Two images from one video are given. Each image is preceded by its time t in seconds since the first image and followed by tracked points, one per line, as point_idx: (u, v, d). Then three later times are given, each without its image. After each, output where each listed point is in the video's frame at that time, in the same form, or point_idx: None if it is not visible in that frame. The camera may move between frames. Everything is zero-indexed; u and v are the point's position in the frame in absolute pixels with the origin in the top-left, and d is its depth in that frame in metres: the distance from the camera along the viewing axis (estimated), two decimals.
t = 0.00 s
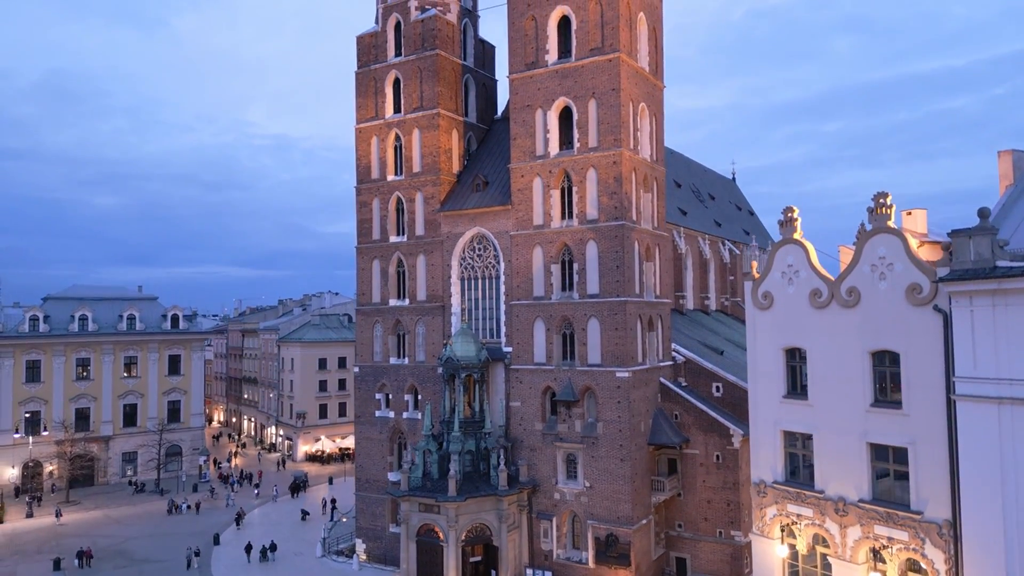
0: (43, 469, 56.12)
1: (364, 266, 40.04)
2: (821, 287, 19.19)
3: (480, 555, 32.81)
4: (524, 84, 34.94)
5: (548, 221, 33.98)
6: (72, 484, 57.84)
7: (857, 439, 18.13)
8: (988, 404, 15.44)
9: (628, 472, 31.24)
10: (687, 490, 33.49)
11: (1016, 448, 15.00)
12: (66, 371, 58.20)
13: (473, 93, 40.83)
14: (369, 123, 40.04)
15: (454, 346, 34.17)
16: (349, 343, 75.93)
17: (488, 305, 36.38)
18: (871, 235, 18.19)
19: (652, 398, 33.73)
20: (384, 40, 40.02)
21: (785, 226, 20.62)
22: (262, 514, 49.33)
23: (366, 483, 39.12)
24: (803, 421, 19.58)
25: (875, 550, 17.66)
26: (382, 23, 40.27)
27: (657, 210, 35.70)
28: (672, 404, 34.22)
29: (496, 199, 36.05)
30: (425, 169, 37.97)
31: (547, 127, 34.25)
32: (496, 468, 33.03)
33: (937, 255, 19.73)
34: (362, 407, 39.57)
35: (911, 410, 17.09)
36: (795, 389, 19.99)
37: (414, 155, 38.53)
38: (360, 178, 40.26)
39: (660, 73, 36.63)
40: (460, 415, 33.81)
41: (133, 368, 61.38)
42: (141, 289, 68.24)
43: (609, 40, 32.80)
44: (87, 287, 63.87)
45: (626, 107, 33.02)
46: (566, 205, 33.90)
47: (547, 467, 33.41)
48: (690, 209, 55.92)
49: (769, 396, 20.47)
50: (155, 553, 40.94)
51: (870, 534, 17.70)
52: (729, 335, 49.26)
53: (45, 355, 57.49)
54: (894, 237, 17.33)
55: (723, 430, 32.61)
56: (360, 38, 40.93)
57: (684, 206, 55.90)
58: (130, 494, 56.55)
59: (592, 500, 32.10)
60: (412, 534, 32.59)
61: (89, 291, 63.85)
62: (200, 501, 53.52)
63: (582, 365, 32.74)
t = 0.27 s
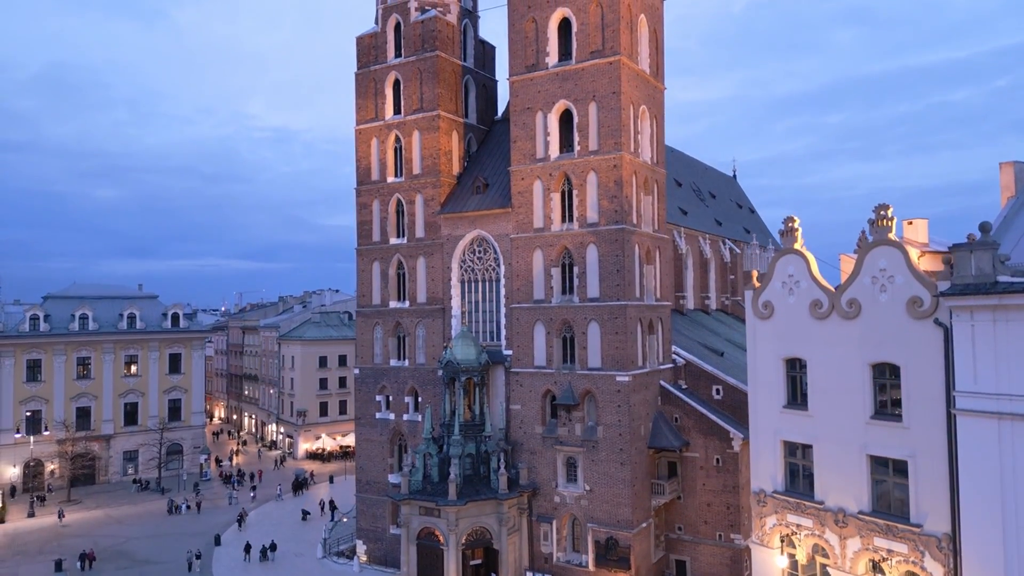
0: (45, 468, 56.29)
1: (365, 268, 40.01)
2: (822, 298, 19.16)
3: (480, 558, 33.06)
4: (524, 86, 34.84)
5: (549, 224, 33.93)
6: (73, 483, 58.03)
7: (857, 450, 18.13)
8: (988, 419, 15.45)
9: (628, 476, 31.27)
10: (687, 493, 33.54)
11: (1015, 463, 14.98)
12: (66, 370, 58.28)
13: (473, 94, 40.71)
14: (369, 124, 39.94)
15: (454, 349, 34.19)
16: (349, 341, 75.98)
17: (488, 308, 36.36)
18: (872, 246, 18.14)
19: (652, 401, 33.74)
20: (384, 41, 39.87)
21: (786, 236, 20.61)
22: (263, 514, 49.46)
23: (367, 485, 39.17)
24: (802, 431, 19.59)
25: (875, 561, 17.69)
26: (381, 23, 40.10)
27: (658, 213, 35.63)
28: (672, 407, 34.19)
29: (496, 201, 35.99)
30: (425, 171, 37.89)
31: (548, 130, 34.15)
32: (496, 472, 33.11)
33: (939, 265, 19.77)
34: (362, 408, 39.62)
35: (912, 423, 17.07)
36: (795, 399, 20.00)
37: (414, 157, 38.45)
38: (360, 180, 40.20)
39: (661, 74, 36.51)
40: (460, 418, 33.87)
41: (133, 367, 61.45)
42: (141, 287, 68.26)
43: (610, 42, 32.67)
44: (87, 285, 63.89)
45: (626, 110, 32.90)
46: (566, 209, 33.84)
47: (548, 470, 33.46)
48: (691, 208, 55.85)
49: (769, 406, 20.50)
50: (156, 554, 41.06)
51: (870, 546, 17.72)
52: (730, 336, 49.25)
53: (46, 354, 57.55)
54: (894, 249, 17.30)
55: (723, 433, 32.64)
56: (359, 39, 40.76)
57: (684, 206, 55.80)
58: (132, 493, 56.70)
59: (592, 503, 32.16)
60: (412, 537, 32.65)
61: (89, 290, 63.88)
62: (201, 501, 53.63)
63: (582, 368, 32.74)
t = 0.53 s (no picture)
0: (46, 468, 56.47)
1: (365, 270, 39.97)
2: (823, 309, 19.14)
3: (480, 561, 32.91)
4: (524, 89, 34.75)
5: (549, 227, 33.87)
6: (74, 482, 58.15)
7: (858, 463, 18.14)
8: (988, 434, 15.42)
9: (628, 480, 31.29)
10: (687, 496, 33.57)
11: (1016, 479, 14.96)
12: (67, 369, 58.32)
13: (473, 95, 40.58)
14: (368, 126, 39.83)
15: (454, 352, 34.19)
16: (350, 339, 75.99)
17: (488, 311, 36.35)
18: (874, 259, 18.09)
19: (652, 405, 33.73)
20: (384, 42, 39.72)
21: (787, 247, 20.61)
22: (264, 514, 49.58)
23: (367, 486, 39.22)
24: (803, 442, 19.58)
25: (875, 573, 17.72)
26: (381, 24, 39.94)
27: (658, 216, 35.57)
28: (673, 410, 34.22)
29: (496, 204, 35.92)
30: (425, 173, 37.80)
31: (548, 133, 34.04)
32: (496, 475, 33.14)
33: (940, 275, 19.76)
34: (363, 410, 39.66)
35: (912, 437, 17.06)
36: (796, 409, 19.99)
37: (414, 159, 38.35)
38: (360, 182, 40.11)
39: (661, 76, 36.38)
40: (460, 422, 33.91)
41: (134, 366, 61.47)
42: (142, 286, 68.25)
43: (611, 45, 32.53)
44: (87, 284, 63.84)
45: (627, 114, 32.77)
46: (567, 212, 33.76)
47: (548, 474, 33.49)
48: (691, 208, 55.77)
49: (769, 416, 20.50)
50: (157, 555, 41.17)
51: (870, 558, 17.75)
52: (730, 336, 49.20)
53: (47, 353, 57.57)
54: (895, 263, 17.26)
55: (723, 437, 32.67)
56: (359, 40, 40.59)
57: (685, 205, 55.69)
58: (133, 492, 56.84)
59: (592, 507, 32.20)
60: (413, 540, 32.73)
61: (89, 288, 63.85)
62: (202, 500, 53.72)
63: (582, 372, 32.74)
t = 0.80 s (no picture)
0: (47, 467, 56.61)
1: (365, 271, 39.94)
2: (824, 320, 19.12)
3: (481, 565, 33.11)
4: (524, 92, 34.66)
5: (550, 231, 33.84)
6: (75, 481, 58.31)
7: (858, 475, 18.16)
8: (989, 450, 15.41)
9: (628, 484, 31.32)
10: (688, 500, 33.62)
11: (1016, 495, 14.94)
12: (68, 369, 58.39)
13: (474, 96, 40.49)
14: (369, 127, 39.74)
15: (454, 356, 34.22)
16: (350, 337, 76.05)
17: (488, 314, 36.35)
18: (875, 271, 18.07)
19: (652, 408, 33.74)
20: (384, 43, 39.57)
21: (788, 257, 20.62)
22: (266, 514, 49.83)
23: (368, 488, 39.30)
24: (803, 453, 19.59)
25: None
26: (382, 25, 39.78)
27: (659, 219, 35.51)
28: (673, 414, 34.27)
29: (496, 207, 35.85)
30: (425, 175, 37.73)
31: (549, 136, 33.95)
32: (497, 479, 33.21)
33: (942, 285, 19.77)
34: (363, 412, 39.70)
35: (913, 450, 17.06)
36: (796, 419, 20.00)
37: (415, 161, 38.26)
38: (360, 183, 40.03)
39: (663, 79, 36.25)
40: (461, 425, 33.93)
41: (134, 365, 61.51)
42: (142, 284, 68.23)
43: (612, 48, 32.40)
44: (88, 283, 63.82)
45: (628, 117, 32.67)
46: (567, 215, 33.71)
47: (548, 477, 33.57)
48: (692, 207, 55.67)
49: (769, 425, 20.52)
50: (159, 555, 41.30)
51: (870, 570, 17.79)
52: (730, 336, 49.19)
53: (48, 352, 57.61)
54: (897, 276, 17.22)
55: (723, 440, 32.70)
56: (359, 41, 40.45)
57: (686, 205, 55.59)
58: (134, 491, 56.96)
59: (592, 511, 32.25)
60: (414, 543, 32.80)
61: (90, 287, 63.85)
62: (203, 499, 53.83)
63: (582, 376, 32.75)
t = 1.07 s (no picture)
0: (49, 466, 56.75)
1: (365, 273, 39.93)
2: (825, 332, 19.12)
3: (481, 568, 33.41)
4: (525, 95, 34.57)
5: (550, 234, 33.81)
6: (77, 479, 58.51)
7: (858, 487, 18.20)
8: (989, 465, 15.43)
9: (629, 488, 31.37)
10: (688, 503, 33.70)
11: (1017, 511, 14.96)
12: (69, 368, 58.46)
13: (475, 98, 40.41)
14: (369, 129, 39.65)
15: (455, 359, 34.24)
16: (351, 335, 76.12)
17: (488, 317, 36.36)
18: (876, 283, 18.05)
19: (652, 412, 33.76)
20: (384, 45, 39.46)
21: (790, 268, 20.64)
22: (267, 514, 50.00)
23: (369, 490, 39.39)
24: (803, 463, 19.64)
25: None
26: (382, 26, 39.67)
27: (660, 222, 35.45)
28: (673, 417, 34.25)
29: (497, 210, 35.79)
30: (426, 178, 37.69)
31: (550, 139, 33.91)
32: (498, 482, 33.30)
33: (943, 297, 19.98)
34: (364, 414, 39.74)
35: (913, 463, 17.09)
36: (797, 430, 20.04)
37: (416, 164, 38.19)
38: (360, 185, 39.96)
39: (664, 81, 36.16)
40: (462, 428, 33.98)
41: (135, 364, 61.57)
42: (143, 283, 68.27)
43: (613, 51, 32.30)
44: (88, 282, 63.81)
45: (628, 121, 32.60)
46: (568, 218, 33.67)
47: (548, 480, 33.66)
48: (693, 206, 55.61)
49: (770, 435, 20.56)
50: (160, 556, 41.45)
51: None
52: (731, 336, 49.22)
53: (48, 352, 57.67)
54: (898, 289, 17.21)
55: (724, 444, 32.78)
56: (359, 42, 40.32)
57: (687, 204, 55.54)
58: (136, 489, 57.11)
59: (592, 514, 32.34)
60: (416, 547, 32.86)
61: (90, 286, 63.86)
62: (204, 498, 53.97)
63: (583, 380, 32.74)
